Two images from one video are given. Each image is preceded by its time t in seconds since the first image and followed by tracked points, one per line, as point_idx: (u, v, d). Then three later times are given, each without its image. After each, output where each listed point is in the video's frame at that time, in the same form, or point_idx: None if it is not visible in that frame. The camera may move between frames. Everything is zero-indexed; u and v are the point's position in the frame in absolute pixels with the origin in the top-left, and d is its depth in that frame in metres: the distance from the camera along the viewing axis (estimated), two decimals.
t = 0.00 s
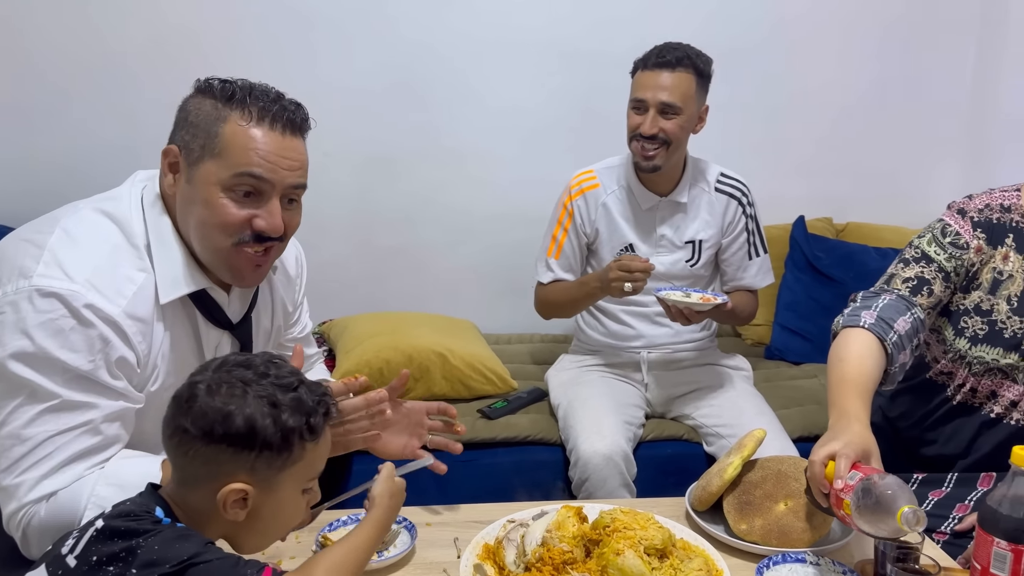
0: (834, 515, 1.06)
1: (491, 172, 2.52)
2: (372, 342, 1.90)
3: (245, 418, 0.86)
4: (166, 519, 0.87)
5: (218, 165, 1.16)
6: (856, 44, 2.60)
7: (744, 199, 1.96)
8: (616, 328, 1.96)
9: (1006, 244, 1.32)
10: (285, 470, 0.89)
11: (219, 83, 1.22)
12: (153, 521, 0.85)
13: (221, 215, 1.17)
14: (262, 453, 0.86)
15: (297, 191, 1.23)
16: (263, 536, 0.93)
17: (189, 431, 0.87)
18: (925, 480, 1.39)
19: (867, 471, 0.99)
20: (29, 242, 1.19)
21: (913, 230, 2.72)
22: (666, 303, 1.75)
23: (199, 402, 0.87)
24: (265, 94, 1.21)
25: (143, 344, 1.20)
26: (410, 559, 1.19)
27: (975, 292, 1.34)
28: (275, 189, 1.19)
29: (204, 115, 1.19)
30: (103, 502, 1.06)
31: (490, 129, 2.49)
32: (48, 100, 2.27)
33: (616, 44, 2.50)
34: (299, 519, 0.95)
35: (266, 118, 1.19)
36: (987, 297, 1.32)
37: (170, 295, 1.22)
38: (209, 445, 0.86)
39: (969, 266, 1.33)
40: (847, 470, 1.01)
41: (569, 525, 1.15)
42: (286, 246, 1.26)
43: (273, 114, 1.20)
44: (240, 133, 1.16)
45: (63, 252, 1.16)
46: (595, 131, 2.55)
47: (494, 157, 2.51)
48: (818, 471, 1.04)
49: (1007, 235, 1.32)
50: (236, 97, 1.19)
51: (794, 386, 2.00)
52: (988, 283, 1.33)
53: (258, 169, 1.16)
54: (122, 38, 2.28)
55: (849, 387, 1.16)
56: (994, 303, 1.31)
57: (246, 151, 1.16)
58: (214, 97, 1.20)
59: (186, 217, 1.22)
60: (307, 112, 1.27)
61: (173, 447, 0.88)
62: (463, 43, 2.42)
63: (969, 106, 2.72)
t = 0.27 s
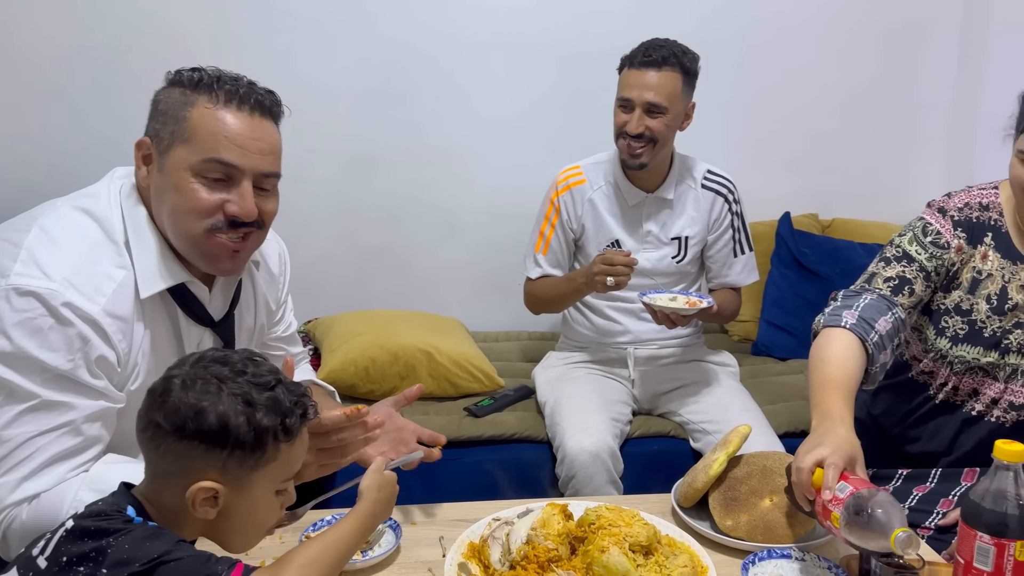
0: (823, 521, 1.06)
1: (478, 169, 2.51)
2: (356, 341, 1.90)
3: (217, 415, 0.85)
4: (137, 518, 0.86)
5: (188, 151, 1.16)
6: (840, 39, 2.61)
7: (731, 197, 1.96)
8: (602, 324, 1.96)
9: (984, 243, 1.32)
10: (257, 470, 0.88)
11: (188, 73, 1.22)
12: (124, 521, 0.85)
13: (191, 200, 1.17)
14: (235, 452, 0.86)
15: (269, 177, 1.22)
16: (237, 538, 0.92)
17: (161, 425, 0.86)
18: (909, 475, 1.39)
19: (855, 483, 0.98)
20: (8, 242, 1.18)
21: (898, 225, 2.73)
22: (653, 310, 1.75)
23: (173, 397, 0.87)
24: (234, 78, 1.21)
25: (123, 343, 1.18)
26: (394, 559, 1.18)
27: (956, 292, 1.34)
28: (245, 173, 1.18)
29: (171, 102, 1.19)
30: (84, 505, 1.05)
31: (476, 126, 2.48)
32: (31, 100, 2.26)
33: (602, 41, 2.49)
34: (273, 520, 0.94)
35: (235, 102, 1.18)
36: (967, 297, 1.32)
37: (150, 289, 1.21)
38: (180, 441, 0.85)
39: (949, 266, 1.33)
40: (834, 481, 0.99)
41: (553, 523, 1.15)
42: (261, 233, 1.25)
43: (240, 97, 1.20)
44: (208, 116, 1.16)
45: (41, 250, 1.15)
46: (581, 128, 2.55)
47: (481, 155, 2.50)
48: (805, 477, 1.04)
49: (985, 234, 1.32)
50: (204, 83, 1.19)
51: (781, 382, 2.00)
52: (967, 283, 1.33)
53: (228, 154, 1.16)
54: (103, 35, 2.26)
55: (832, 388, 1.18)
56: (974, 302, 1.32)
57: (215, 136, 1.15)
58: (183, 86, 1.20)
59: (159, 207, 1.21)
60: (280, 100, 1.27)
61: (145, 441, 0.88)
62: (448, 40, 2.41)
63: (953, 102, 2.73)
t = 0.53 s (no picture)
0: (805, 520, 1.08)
1: (468, 167, 2.50)
2: (347, 340, 1.89)
3: (217, 411, 0.84)
4: (130, 518, 0.85)
5: (161, 134, 1.16)
6: (828, 36, 2.62)
7: (721, 194, 1.97)
8: (593, 321, 1.97)
9: (972, 242, 1.34)
10: (250, 471, 0.88)
11: (164, 63, 1.23)
12: (116, 521, 0.84)
13: (165, 182, 1.16)
14: (229, 451, 0.85)
15: (243, 157, 1.22)
16: (221, 537, 0.91)
17: (158, 418, 0.85)
18: (900, 471, 1.39)
19: (847, 491, 0.99)
20: None
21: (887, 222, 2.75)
22: (650, 304, 1.75)
23: (173, 390, 0.86)
24: (208, 65, 1.22)
25: (113, 339, 1.17)
26: (387, 558, 1.17)
27: (943, 291, 1.35)
28: (219, 153, 1.18)
29: (148, 91, 1.19)
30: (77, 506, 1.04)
31: (467, 124, 2.48)
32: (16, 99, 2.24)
33: (592, 39, 2.49)
34: (261, 523, 0.93)
35: (207, 84, 1.19)
36: (956, 296, 1.34)
37: (134, 279, 1.19)
38: (175, 435, 0.85)
39: (937, 264, 1.35)
40: (826, 490, 1.00)
41: (547, 521, 1.14)
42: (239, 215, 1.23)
43: (210, 78, 1.19)
44: (181, 98, 1.16)
45: (28, 248, 1.13)
46: (572, 126, 2.55)
47: (472, 153, 2.50)
48: (796, 483, 1.04)
49: (973, 232, 1.34)
50: (176, 70, 1.19)
51: (771, 379, 2.02)
52: (956, 282, 1.34)
53: (200, 134, 1.16)
54: (90, 32, 2.24)
55: (821, 389, 1.18)
56: (963, 301, 1.33)
57: (189, 117, 1.16)
58: (156, 73, 1.21)
59: (138, 193, 1.20)
60: (257, 87, 1.27)
61: (141, 432, 0.87)
62: (438, 38, 2.41)
63: (941, 101, 2.76)
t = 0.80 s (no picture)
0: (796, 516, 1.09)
1: (458, 166, 2.50)
2: (339, 340, 1.88)
3: (202, 404, 0.84)
4: (122, 525, 0.85)
5: (145, 126, 1.15)
6: (816, 35, 2.65)
7: (709, 190, 1.98)
8: (584, 317, 1.97)
9: (960, 240, 1.35)
10: (238, 465, 0.88)
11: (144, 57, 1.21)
12: (107, 526, 0.83)
13: (151, 173, 1.15)
14: (216, 444, 0.85)
15: (228, 146, 1.21)
16: (214, 534, 0.90)
17: (144, 413, 0.85)
18: (890, 468, 1.41)
19: (841, 490, 1.00)
20: None
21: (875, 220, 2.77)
22: (649, 305, 1.77)
23: (159, 384, 0.86)
24: (189, 55, 1.21)
25: (102, 336, 1.16)
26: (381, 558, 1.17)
27: (932, 289, 1.36)
28: (203, 142, 1.17)
29: (130, 85, 1.18)
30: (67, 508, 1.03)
31: (457, 123, 2.48)
32: None
33: (582, 38, 2.50)
34: (252, 518, 0.92)
35: (189, 73, 1.18)
36: (944, 295, 1.35)
37: (122, 273, 1.18)
38: (162, 429, 0.84)
39: (926, 262, 1.36)
40: (820, 488, 1.01)
41: (540, 519, 1.14)
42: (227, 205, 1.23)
43: (190, 68, 1.18)
44: (164, 89, 1.15)
45: (14, 247, 1.11)
46: (562, 125, 2.55)
47: (462, 152, 2.50)
48: (790, 479, 1.05)
49: (961, 231, 1.35)
50: (156, 61, 1.19)
51: (761, 377, 2.03)
52: (944, 281, 1.35)
53: (186, 123, 1.15)
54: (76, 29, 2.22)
55: (812, 383, 1.19)
56: (952, 300, 1.34)
57: (172, 107, 1.15)
58: (139, 66, 1.20)
59: (124, 187, 1.19)
60: (239, 77, 1.26)
61: (127, 428, 0.87)
62: (428, 37, 2.40)
63: (926, 101, 2.79)
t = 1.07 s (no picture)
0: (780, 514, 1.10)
1: (444, 167, 2.50)
2: (323, 341, 1.87)
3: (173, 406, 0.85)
4: (91, 539, 0.84)
5: (151, 150, 1.13)
6: (799, 36, 2.67)
7: (693, 194, 1.98)
8: (570, 318, 1.98)
9: (941, 239, 1.36)
10: (212, 465, 0.89)
11: (128, 69, 1.18)
12: (76, 541, 0.82)
13: (164, 200, 1.14)
14: (189, 446, 0.86)
15: (234, 164, 1.21)
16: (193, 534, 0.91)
17: (112, 418, 0.85)
18: (873, 466, 1.43)
19: (823, 488, 1.01)
20: None
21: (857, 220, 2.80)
22: (634, 308, 1.78)
23: (126, 388, 0.86)
24: (173, 66, 1.19)
25: (84, 343, 1.14)
26: (367, 559, 1.16)
27: (914, 287, 1.38)
28: (213, 164, 1.16)
29: (121, 102, 1.14)
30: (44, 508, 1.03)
31: (442, 124, 2.47)
32: None
33: (567, 39, 2.50)
34: (228, 515, 0.94)
35: (186, 90, 1.16)
36: (926, 293, 1.36)
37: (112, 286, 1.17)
38: (132, 434, 0.85)
39: (908, 260, 1.37)
40: (802, 485, 1.02)
41: (526, 519, 1.14)
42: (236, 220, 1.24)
43: (194, 86, 1.17)
44: (169, 112, 1.12)
45: None
46: (547, 126, 2.56)
47: (447, 153, 2.49)
48: (772, 476, 1.06)
49: (942, 230, 1.37)
50: (151, 77, 1.15)
51: (745, 375, 2.04)
52: (926, 280, 1.37)
53: (194, 149, 1.14)
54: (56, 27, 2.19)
55: (795, 380, 1.21)
56: (933, 299, 1.35)
57: (179, 132, 1.12)
58: (129, 82, 1.16)
59: (128, 211, 1.17)
60: (225, 81, 1.24)
61: (95, 433, 0.87)
62: (412, 37, 2.40)
63: (907, 103, 2.82)
